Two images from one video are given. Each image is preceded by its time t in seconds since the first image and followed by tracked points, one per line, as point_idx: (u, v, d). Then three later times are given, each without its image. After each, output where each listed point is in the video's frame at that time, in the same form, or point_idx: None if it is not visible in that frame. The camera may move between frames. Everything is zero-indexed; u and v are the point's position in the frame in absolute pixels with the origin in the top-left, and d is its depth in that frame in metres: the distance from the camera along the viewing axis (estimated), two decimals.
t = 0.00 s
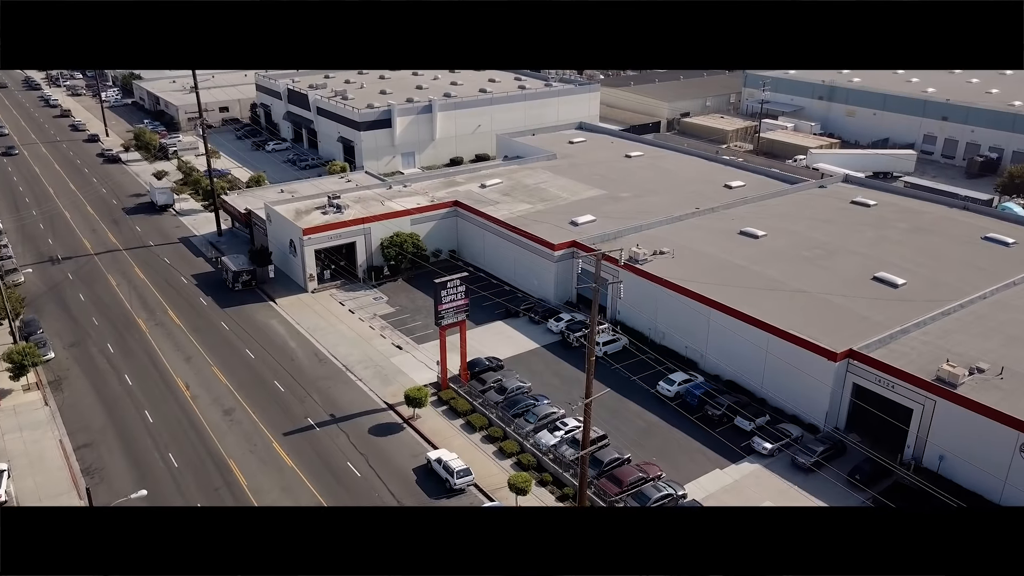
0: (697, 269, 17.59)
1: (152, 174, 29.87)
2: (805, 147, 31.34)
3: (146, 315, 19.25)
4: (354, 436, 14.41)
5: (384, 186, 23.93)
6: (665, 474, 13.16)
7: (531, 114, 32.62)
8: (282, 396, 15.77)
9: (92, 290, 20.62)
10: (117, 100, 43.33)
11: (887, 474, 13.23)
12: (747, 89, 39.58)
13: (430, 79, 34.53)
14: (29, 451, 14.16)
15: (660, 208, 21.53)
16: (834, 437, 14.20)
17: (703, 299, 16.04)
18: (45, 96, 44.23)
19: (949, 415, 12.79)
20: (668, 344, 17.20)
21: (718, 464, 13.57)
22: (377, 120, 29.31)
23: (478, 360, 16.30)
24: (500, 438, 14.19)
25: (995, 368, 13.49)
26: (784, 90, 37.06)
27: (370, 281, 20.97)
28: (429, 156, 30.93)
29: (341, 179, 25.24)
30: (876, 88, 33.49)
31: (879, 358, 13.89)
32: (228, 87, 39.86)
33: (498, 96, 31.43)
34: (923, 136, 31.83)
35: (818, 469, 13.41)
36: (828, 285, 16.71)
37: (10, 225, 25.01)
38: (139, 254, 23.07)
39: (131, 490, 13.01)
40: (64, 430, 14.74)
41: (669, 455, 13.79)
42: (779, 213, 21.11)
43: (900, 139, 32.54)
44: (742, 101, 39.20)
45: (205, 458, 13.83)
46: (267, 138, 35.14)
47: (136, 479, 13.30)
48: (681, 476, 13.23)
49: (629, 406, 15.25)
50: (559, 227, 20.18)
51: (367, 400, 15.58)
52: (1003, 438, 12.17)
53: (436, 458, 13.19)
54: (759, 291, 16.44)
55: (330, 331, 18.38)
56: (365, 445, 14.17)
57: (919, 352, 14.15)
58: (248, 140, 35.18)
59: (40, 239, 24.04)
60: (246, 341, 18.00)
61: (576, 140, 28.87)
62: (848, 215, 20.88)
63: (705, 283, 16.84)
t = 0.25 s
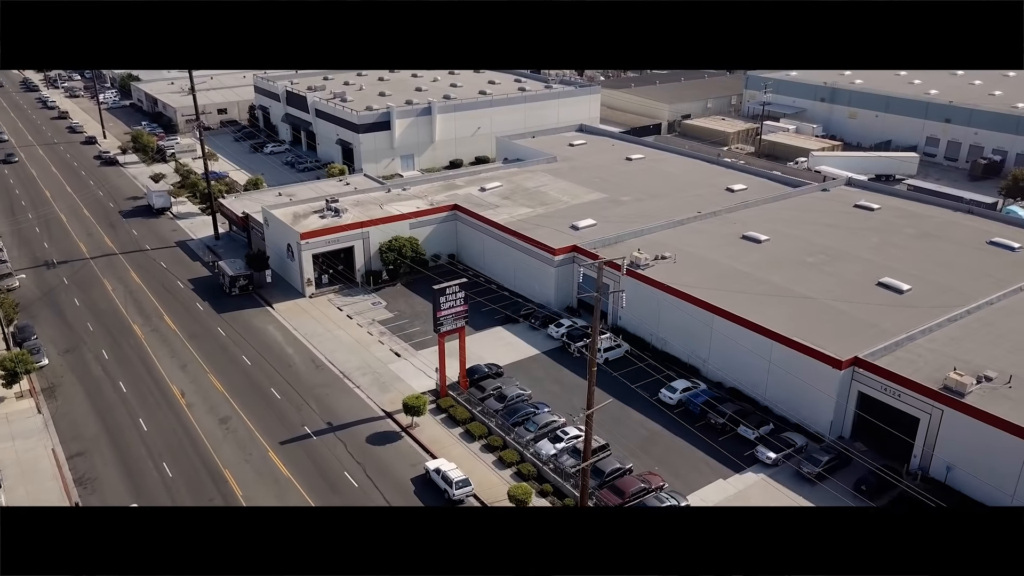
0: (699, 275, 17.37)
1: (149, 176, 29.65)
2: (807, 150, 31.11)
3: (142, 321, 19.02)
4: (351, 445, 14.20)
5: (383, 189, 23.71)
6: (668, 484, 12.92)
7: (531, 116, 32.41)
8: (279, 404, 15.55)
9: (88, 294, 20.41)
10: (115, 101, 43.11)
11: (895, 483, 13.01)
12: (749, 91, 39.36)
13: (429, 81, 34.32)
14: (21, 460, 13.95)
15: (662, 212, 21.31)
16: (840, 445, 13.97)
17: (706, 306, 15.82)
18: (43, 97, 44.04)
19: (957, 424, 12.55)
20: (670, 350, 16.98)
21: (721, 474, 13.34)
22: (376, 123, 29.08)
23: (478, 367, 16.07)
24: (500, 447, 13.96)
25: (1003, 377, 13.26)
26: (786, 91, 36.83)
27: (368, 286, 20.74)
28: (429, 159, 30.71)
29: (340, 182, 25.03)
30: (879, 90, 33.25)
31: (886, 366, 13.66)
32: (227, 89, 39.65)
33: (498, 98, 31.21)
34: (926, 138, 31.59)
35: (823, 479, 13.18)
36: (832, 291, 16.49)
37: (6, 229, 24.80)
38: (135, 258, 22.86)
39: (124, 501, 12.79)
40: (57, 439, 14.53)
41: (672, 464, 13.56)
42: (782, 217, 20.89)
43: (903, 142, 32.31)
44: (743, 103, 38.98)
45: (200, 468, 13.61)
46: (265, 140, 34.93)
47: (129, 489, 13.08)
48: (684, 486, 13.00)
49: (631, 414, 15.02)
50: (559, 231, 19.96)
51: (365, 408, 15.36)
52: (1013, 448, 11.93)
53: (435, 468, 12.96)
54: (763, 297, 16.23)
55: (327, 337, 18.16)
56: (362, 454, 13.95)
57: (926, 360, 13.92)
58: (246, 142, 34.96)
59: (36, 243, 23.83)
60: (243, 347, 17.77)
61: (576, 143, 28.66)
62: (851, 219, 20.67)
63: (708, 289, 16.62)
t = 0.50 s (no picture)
0: (701, 280, 17.15)
1: (146, 179, 29.43)
2: (809, 152, 30.88)
3: (137, 327, 18.79)
4: (348, 454, 13.97)
5: (381, 193, 23.49)
6: (670, 495, 12.70)
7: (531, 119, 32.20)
8: (275, 412, 15.32)
9: (83, 299, 20.20)
10: (113, 103, 42.89)
11: (901, 493, 12.77)
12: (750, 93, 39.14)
13: (429, 84, 34.11)
14: (13, 470, 13.73)
15: (663, 216, 21.09)
16: (844, 455, 13.75)
17: (708, 313, 15.60)
18: (41, 99, 43.85)
19: (965, 435, 12.32)
20: (672, 357, 16.76)
21: (724, 484, 13.12)
22: (375, 125, 28.85)
23: (477, 374, 15.85)
24: (499, 457, 13.74)
25: (1011, 387, 13.04)
26: (788, 93, 36.60)
27: (366, 291, 20.51)
28: (428, 162, 30.50)
29: (339, 185, 24.81)
30: (881, 92, 33.04)
31: (891, 374, 13.44)
32: (225, 91, 39.44)
33: (498, 101, 31.01)
34: (929, 141, 31.36)
35: (828, 490, 12.95)
36: (836, 297, 16.27)
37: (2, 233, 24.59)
38: (132, 262, 22.65)
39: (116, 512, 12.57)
40: (50, 448, 14.31)
41: (674, 475, 13.34)
42: (785, 221, 20.67)
43: (905, 144, 32.08)
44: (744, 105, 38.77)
45: (194, 478, 13.39)
46: (264, 142, 34.72)
47: (121, 500, 12.86)
48: (687, 497, 12.78)
49: (633, 423, 14.80)
50: (559, 236, 19.73)
51: (363, 416, 15.13)
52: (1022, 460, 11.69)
53: (433, 478, 12.73)
54: (766, 303, 16.01)
55: (325, 344, 17.94)
56: (359, 464, 13.73)
57: (932, 368, 13.70)
58: (245, 145, 34.75)
59: (32, 247, 23.62)
60: (240, 354, 17.55)
61: (577, 145, 28.44)
62: (855, 223, 20.45)
63: (710, 295, 16.40)
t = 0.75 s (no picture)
0: (704, 287, 16.93)
1: (144, 184, 29.22)
2: (811, 156, 30.67)
3: (133, 334, 18.56)
4: (345, 465, 13.75)
5: (380, 197, 23.28)
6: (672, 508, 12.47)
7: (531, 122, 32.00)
8: (271, 422, 15.09)
9: (78, 306, 19.97)
10: (111, 106, 42.68)
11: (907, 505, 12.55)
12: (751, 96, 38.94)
13: (428, 87, 33.92)
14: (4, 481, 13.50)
15: (665, 221, 20.87)
16: (850, 466, 13.52)
17: (711, 321, 15.38)
18: (39, 102, 43.67)
19: (973, 446, 12.10)
20: (674, 365, 16.55)
21: (727, 496, 12.89)
22: (374, 129, 28.64)
23: (476, 383, 15.63)
24: (499, 468, 13.52)
25: (1020, 397, 12.81)
26: (789, 97, 36.41)
27: (365, 297, 20.28)
28: (428, 165, 30.30)
29: (337, 190, 24.60)
30: (883, 95, 32.84)
31: (897, 384, 13.21)
32: (224, 94, 39.25)
33: (498, 104, 30.81)
34: (931, 144, 31.15)
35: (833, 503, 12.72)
36: (840, 304, 16.05)
37: None
38: (128, 267, 22.42)
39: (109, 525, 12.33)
40: (42, 459, 14.07)
41: (677, 486, 13.11)
42: (787, 226, 20.46)
43: (908, 148, 31.87)
44: (745, 108, 38.55)
45: (188, 489, 13.15)
46: (262, 146, 34.53)
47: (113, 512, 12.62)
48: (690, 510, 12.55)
49: (635, 433, 14.56)
50: (559, 241, 19.51)
51: (360, 426, 14.90)
52: None
53: (431, 490, 12.50)
54: (769, 311, 15.78)
55: (323, 351, 17.71)
56: (357, 475, 13.50)
57: (939, 378, 13.47)
58: (243, 148, 34.55)
59: (27, 252, 23.40)
60: (236, 362, 17.32)
61: (577, 149, 28.24)
62: (858, 228, 20.24)
63: (713, 302, 16.17)
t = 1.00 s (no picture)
0: (706, 295, 16.70)
1: (141, 188, 29.00)
2: (813, 160, 30.45)
3: (128, 342, 18.33)
4: (342, 477, 13.51)
5: (379, 203, 23.06)
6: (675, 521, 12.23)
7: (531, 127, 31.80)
8: (268, 433, 14.84)
9: (73, 313, 19.73)
10: (109, 110, 42.48)
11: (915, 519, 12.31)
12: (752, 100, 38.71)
13: (427, 91, 33.73)
14: None
15: (666, 227, 20.65)
16: (856, 478, 13.28)
17: (714, 330, 15.15)
18: (36, 106, 43.47)
19: (982, 458, 11.86)
20: (676, 374, 16.32)
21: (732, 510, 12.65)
22: (372, 134, 28.42)
23: (476, 393, 15.39)
24: (498, 480, 13.28)
25: None
26: (791, 101, 36.17)
27: (363, 304, 20.05)
28: (427, 170, 30.08)
29: (336, 196, 24.39)
30: (886, 99, 32.63)
31: (904, 395, 12.97)
32: (222, 98, 39.05)
33: (498, 108, 30.61)
34: (934, 149, 30.92)
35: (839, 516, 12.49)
36: (845, 313, 15.81)
37: None
38: (124, 274, 22.19)
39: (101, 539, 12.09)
40: (34, 471, 13.83)
41: (680, 499, 12.87)
42: (790, 233, 20.24)
43: (910, 152, 31.64)
44: (747, 113, 38.34)
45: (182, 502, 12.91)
46: (261, 150, 34.31)
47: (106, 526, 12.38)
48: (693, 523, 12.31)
49: (637, 443, 14.33)
50: (560, 248, 19.29)
51: (358, 437, 14.66)
52: None
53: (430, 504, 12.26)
54: (773, 319, 15.55)
55: (320, 359, 17.48)
56: (354, 487, 13.26)
57: (947, 389, 13.24)
58: (241, 153, 34.34)
59: (22, 258, 23.16)
60: (233, 370, 17.09)
61: (577, 154, 28.03)
62: (862, 235, 20.02)
63: (716, 310, 15.94)
